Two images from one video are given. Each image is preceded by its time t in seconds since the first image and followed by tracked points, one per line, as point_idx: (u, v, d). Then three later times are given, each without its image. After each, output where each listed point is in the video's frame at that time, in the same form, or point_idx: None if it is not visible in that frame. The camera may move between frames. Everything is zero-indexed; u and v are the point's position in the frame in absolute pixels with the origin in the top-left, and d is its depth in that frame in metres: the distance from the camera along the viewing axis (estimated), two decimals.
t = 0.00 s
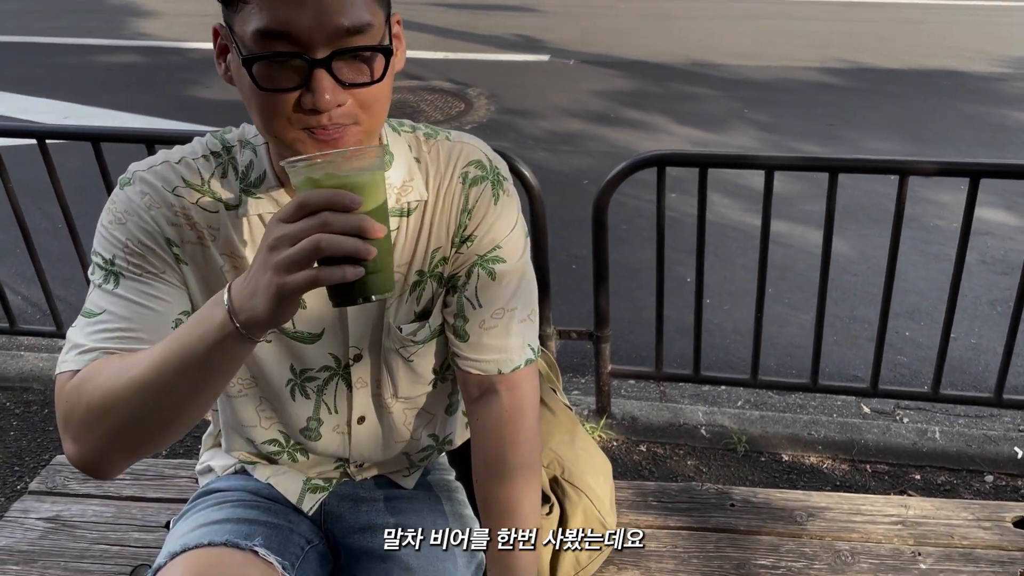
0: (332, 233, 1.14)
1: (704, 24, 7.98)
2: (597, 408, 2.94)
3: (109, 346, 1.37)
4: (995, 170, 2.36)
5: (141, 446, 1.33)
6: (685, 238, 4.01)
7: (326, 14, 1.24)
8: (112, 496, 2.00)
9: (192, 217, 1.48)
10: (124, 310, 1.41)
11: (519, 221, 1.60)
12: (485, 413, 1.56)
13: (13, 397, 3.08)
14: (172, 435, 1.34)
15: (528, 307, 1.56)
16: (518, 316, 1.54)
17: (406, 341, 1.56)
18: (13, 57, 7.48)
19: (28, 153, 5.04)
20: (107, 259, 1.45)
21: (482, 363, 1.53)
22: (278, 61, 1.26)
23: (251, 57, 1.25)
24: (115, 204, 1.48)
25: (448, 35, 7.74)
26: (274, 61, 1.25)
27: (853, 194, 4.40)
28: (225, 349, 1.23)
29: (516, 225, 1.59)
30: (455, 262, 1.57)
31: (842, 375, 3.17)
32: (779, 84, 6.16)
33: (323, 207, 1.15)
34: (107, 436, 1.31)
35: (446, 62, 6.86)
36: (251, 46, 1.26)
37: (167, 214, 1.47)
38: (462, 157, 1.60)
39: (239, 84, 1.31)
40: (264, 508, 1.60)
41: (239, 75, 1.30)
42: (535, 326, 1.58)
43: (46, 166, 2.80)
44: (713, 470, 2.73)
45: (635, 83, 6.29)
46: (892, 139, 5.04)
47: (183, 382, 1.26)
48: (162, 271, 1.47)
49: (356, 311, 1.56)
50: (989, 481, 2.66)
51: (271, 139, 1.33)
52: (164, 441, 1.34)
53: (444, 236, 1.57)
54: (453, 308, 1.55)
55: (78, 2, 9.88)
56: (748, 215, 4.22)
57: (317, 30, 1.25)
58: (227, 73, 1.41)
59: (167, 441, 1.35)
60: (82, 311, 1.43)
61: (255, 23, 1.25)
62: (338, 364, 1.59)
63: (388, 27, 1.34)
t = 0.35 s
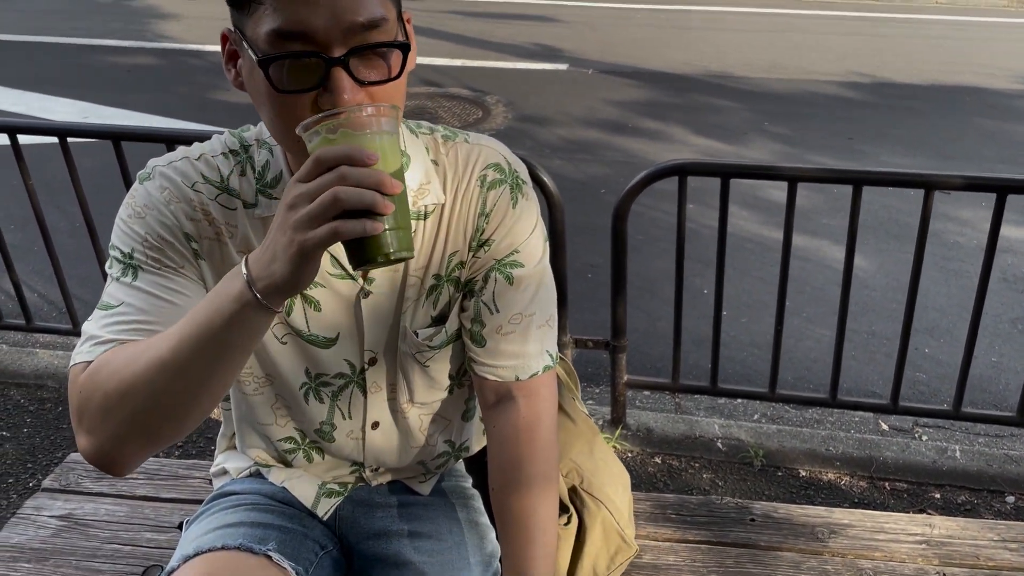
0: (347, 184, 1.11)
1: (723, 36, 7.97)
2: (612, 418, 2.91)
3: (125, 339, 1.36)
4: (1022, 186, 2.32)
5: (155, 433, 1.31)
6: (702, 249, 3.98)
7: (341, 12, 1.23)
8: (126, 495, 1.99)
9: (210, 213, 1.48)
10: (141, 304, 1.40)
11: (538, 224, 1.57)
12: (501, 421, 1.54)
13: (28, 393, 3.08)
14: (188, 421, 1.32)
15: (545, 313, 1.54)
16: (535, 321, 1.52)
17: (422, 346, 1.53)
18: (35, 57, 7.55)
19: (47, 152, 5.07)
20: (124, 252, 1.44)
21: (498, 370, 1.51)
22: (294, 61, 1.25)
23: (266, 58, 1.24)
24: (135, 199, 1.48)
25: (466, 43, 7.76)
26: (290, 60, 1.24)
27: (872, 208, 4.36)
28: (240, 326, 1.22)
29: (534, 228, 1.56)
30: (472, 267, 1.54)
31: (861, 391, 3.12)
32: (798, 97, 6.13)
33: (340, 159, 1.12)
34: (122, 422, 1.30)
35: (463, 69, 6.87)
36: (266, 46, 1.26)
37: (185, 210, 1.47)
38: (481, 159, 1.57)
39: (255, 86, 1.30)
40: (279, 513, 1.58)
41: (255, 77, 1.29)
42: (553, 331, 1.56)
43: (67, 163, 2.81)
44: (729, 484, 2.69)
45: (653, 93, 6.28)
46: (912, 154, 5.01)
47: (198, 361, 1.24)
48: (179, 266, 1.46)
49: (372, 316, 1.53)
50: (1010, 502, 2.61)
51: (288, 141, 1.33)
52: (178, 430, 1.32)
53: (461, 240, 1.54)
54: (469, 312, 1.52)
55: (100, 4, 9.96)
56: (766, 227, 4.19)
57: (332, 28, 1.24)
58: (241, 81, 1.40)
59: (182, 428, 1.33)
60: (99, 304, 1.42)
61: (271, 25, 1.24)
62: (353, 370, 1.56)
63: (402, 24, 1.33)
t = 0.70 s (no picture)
0: (367, 170, 1.13)
1: (745, 59, 8.01)
2: (631, 436, 2.92)
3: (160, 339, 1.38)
4: None
5: (183, 428, 1.33)
6: (723, 270, 3.99)
7: (373, 22, 1.26)
8: (151, 500, 2.01)
9: (246, 221, 1.51)
10: (176, 306, 1.42)
11: (565, 241, 1.59)
12: (524, 433, 1.55)
13: (53, 398, 3.12)
14: (215, 416, 1.34)
15: (572, 327, 1.55)
16: (561, 336, 1.53)
17: (449, 358, 1.56)
18: (67, 69, 7.70)
19: (77, 162, 5.17)
20: (161, 256, 1.46)
21: (524, 383, 1.52)
22: (327, 69, 1.28)
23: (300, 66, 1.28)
24: (173, 205, 1.51)
25: (490, 62, 7.84)
26: (322, 68, 1.28)
27: (894, 233, 4.35)
28: (266, 317, 1.25)
29: (561, 244, 1.58)
30: (499, 281, 1.56)
31: (883, 415, 3.10)
32: (819, 120, 6.14)
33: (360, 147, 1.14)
34: (151, 417, 1.32)
35: (486, 88, 6.94)
36: (300, 53, 1.29)
37: (222, 216, 1.50)
38: (510, 175, 1.59)
39: (290, 94, 1.34)
40: (304, 520, 1.60)
41: (290, 85, 1.33)
42: (579, 346, 1.56)
43: (101, 173, 2.87)
44: (749, 505, 2.68)
45: (674, 114, 6.31)
46: (935, 180, 4.99)
47: (224, 353, 1.26)
48: (215, 270, 1.49)
49: (400, 325, 1.55)
50: None
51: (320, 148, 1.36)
52: (204, 425, 1.34)
53: (490, 253, 1.55)
54: (496, 326, 1.55)
55: (131, 18, 10.17)
56: (787, 250, 4.19)
57: (365, 37, 1.26)
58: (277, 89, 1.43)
59: (210, 424, 1.34)
60: (135, 304, 1.44)
61: (305, 33, 1.27)
62: (380, 380, 1.57)
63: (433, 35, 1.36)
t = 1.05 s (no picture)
0: (375, 177, 1.15)
1: (764, 84, 8.05)
2: (647, 462, 2.92)
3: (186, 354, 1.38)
4: None
5: (201, 439, 1.32)
6: (740, 295, 3.99)
7: (393, 46, 1.30)
8: (171, 518, 2.04)
9: (272, 243, 1.53)
10: (202, 322, 1.42)
11: (584, 270, 1.60)
12: (540, 460, 1.56)
13: (75, 413, 3.16)
14: (232, 427, 1.32)
15: (589, 355, 1.56)
16: (579, 363, 1.55)
17: (468, 384, 1.56)
18: (95, 87, 7.86)
19: (104, 178, 5.27)
20: (189, 274, 1.47)
21: (542, 410, 1.54)
22: (347, 90, 1.32)
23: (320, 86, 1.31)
24: (202, 226, 1.53)
25: (509, 84, 7.92)
26: (342, 89, 1.32)
27: (913, 261, 4.34)
28: (282, 323, 1.24)
29: (580, 274, 1.59)
30: (518, 309, 1.56)
31: (900, 445, 3.08)
32: (837, 146, 6.15)
33: (370, 157, 1.16)
34: (167, 429, 1.31)
35: (505, 110, 7.01)
36: (321, 75, 1.32)
37: (249, 237, 1.52)
38: (530, 205, 1.61)
39: (312, 116, 1.38)
40: (324, 542, 1.61)
41: (311, 106, 1.37)
42: (596, 373, 1.58)
43: (128, 190, 2.92)
44: (764, 534, 2.67)
45: (692, 138, 6.34)
46: (954, 207, 4.98)
47: (240, 360, 1.25)
48: (240, 290, 1.50)
49: (419, 349, 1.54)
50: None
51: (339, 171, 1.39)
52: (222, 436, 1.32)
53: (509, 281, 1.56)
54: (515, 353, 1.55)
55: (158, 37, 10.37)
56: (805, 276, 4.19)
57: (384, 62, 1.30)
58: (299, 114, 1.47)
59: (227, 436, 1.33)
60: (161, 321, 1.45)
61: (327, 55, 1.31)
62: (398, 403, 1.57)
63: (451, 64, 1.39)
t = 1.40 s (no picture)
0: (374, 203, 1.17)
1: (779, 108, 8.08)
2: (660, 489, 2.92)
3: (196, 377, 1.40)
4: None
5: (208, 459, 1.32)
6: (754, 321, 3.99)
7: (400, 77, 1.33)
8: (186, 540, 2.06)
9: (285, 271, 1.53)
10: (214, 347, 1.45)
11: (593, 300, 1.58)
12: (549, 491, 1.50)
13: (93, 432, 3.21)
14: (239, 446, 1.33)
15: (598, 385, 1.51)
16: (588, 393, 1.50)
17: (477, 412, 1.52)
18: (119, 108, 8.00)
19: (125, 198, 5.36)
20: (204, 299, 1.50)
21: (551, 441, 1.49)
22: (355, 120, 1.36)
23: (328, 114, 1.35)
24: (218, 253, 1.55)
25: (525, 107, 8.00)
26: (349, 118, 1.35)
27: (930, 288, 4.32)
28: (286, 341, 1.25)
29: (590, 304, 1.57)
30: (528, 338, 1.54)
31: (916, 475, 3.06)
32: (853, 171, 6.14)
33: (370, 184, 1.19)
34: (176, 448, 1.32)
35: (521, 133, 7.07)
36: (330, 105, 1.37)
37: (262, 264, 1.53)
38: (539, 236, 1.59)
39: (323, 144, 1.42)
40: (340, 569, 1.59)
41: (322, 135, 1.41)
42: (606, 403, 1.53)
43: (149, 214, 2.97)
44: (777, 564, 2.65)
45: (706, 162, 6.36)
46: (971, 234, 4.96)
47: (245, 377, 1.27)
48: (253, 316, 1.51)
49: (428, 375, 1.52)
50: None
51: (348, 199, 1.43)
52: (229, 457, 1.33)
53: (518, 310, 1.54)
54: (523, 383, 1.52)
55: (181, 59, 10.56)
56: (820, 302, 4.18)
57: (391, 93, 1.34)
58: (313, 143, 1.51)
59: (234, 455, 1.33)
60: (177, 344, 1.47)
61: (336, 86, 1.35)
62: (407, 427, 1.54)
63: (461, 98, 1.42)
